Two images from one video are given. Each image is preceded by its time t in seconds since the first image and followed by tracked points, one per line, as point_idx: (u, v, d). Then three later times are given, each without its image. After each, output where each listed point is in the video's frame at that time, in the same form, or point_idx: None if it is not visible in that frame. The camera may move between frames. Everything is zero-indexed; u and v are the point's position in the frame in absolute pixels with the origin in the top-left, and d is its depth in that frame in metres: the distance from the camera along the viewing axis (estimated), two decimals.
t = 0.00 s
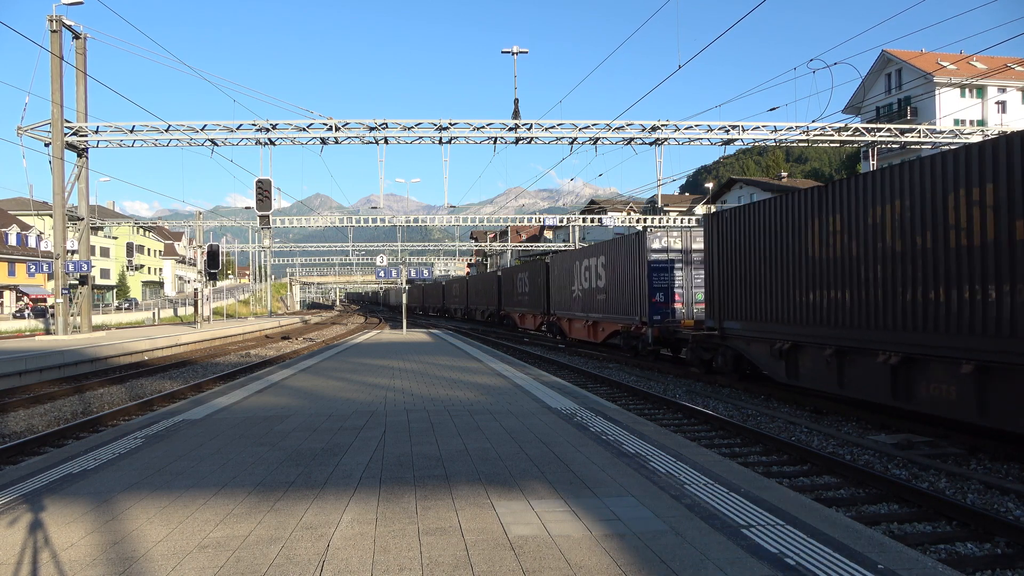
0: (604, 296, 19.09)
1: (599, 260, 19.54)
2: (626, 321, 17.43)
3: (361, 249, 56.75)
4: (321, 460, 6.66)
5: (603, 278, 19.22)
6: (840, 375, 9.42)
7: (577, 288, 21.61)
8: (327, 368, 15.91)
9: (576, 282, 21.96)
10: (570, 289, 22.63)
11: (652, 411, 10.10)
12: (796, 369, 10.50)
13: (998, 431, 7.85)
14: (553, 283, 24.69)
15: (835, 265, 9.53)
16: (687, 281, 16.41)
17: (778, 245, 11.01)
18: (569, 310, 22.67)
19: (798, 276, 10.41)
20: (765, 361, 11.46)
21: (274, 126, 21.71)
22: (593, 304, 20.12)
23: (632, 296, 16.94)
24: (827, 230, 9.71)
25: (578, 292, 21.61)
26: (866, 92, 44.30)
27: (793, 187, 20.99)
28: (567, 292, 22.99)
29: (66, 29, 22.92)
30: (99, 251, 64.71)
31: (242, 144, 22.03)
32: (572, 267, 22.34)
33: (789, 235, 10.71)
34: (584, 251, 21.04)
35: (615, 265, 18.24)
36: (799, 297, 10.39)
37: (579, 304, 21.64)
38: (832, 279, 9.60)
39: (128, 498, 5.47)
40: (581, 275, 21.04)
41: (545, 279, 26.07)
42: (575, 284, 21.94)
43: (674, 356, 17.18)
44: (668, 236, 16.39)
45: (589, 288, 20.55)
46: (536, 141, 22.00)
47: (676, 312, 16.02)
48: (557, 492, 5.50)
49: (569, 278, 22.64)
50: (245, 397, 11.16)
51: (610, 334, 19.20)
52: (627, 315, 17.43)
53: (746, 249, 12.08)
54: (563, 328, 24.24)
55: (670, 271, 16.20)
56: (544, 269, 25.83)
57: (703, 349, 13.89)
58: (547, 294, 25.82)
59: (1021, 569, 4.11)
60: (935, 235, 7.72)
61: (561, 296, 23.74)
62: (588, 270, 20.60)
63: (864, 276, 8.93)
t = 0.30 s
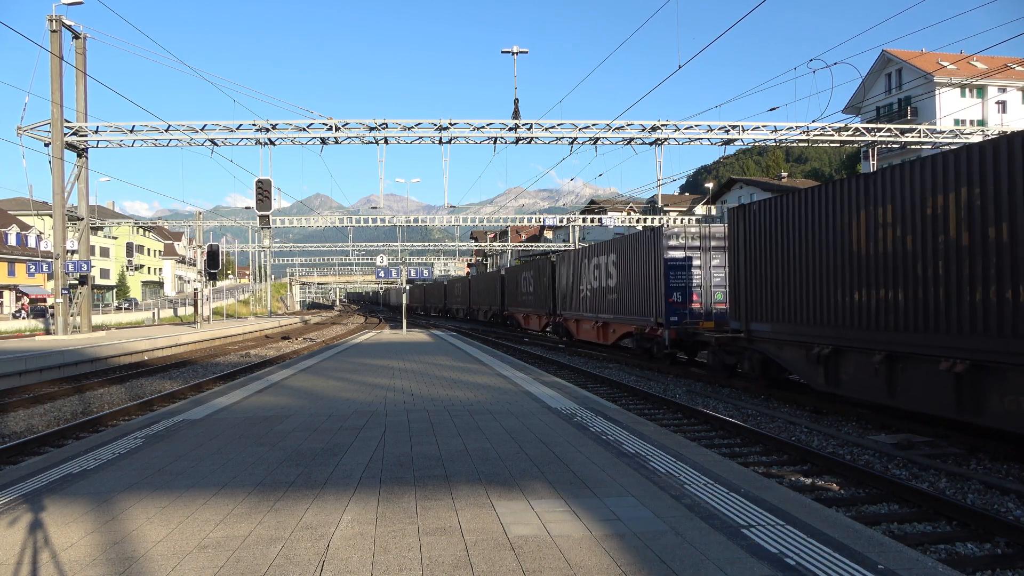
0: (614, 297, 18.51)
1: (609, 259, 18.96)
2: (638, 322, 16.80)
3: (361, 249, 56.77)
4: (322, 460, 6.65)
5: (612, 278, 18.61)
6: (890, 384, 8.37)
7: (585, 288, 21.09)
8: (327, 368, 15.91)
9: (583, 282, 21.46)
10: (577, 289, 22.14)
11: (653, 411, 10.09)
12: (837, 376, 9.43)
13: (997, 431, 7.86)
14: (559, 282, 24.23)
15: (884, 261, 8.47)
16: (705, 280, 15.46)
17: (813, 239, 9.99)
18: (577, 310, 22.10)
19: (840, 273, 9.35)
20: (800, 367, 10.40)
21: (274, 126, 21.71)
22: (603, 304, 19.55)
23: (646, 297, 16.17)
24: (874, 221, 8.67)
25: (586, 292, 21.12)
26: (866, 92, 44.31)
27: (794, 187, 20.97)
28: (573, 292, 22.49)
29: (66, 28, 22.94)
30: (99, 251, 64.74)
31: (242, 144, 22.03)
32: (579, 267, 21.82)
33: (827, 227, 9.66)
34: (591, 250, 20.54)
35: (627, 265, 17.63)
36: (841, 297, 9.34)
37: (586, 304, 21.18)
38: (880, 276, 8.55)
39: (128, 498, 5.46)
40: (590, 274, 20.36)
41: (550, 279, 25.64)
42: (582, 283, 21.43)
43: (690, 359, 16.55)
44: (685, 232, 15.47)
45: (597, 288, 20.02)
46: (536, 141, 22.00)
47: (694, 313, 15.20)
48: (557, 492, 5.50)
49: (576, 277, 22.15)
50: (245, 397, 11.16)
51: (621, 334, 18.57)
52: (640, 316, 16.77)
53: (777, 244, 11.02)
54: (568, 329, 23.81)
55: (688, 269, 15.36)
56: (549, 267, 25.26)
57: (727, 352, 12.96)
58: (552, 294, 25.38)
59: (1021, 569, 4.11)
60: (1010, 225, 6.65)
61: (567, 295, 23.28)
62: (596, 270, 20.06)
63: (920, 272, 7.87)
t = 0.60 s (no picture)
0: (626, 297, 17.86)
1: (620, 259, 18.32)
2: (652, 324, 16.13)
3: (361, 249, 56.75)
4: (322, 460, 6.65)
5: (624, 278, 17.96)
6: (945, 393, 7.47)
7: (594, 288, 20.49)
8: (326, 368, 15.91)
9: (591, 281, 20.86)
10: (585, 288, 21.57)
11: (653, 411, 10.10)
12: (881, 383, 8.48)
13: (997, 433, 7.87)
14: (565, 282, 23.69)
15: (938, 257, 7.55)
16: (723, 279, 15.08)
17: (852, 234, 9.11)
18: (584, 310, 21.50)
19: (885, 271, 8.44)
20: (837, 373, 9.45)
21: (274, 126, 21.71)
22: (613, 304, 18.93)
23: (661, 296, 15.52)
24: (926, 213, 7.76)
25: (594, 292, 20.53)
26: (866, 92, 44.31)
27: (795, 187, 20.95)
28: (581, 292, 21.90)
29: (66, 29, 22.93)
30: (99, 251, 64.74)
31: (241, 144, 22.02)
32: (587, 265, 21.20)
33: (869, 222, 8.76)
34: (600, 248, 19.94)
35: (639, 264, 17.01)
36: (885, 297, 8.42)
37: (594, 304, 20.61)
38: (934, 273, 7.64)
39: (128, 498, 5.46)
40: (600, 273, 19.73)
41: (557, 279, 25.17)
42: (590, 283, 20.84)
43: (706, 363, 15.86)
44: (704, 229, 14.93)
45: (607, 288, 19.44)
46: (536, 141, 22.00)
47: (711, 313, 14.81)
48: (557, 492, 5.50)
49: (584, 277, 21.57)
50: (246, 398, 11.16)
51: (633, 336, 17.93)
52: (655, 317, 16.09)
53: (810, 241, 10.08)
54: (575, 330, 23.31)
55: (706, 267, 14.93)
56: (555, 265, 24.73)
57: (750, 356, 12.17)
58: (559, 294, 24.88)
59: (1021, 569, 4.11)
60: None
61: (573, 295, 22.73)
62: (605, 269, 19.45)
63: (984, 268, 6.96)
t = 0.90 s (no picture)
0: (639, 298, 17.18)
1: (632, 257, 17.63)
2: (669, 325, 15.42)
3: (361, 249, 56.77)
4: (322, 460, 6.65)
5: (637, 277, 17.27)
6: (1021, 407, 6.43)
7: (603, 288, 19.85)
8: (327, 368, 15.91)
9: (601, 281, 20.22)
10: (593, 288, 20.94)
11: (653, 411, 10.10)
12: (940, 395, 7.47)
13: (997, 432, 7.87)
14: (573, 282, 23.11)
15: (1011, 253, 6.49)
16: (746, 278, 14.25)
17: (900, 226, 8.09)
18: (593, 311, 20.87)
19: (943, 267, 7.39)
20: (883, 380, 8.48)
21: (274, 126, 21.71)
22: (624, 305, 18.28)
23: (679, 295, 14.79)
24: (997, 201, 6.70)
25: (603, 292, 19.89)
26: (866, 92, 44.31)
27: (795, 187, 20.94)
28: (589, 292, 21.29)
29: (66, 29, 22.93)
30: (99, 251, 64.77)
31: (242, 144, 22.02)
32: (596, 264, 20.57)
33: (923, 210, 7.69)
34: (610, 246, 19.29)
35: (654, 262, 16.30)
36: (944, 297, 7.38)
37: (603, 305, 20.00)
38: (1005, 271, 6.59)
39: (128, 498, 5.46)
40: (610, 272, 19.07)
41: (564, 279, 24.66)
42: (600, 283, 20.18)
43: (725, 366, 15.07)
44: (727, 224, 14.04)
45: (617, 287, 18.79)
46: (535, 141, 21.99)
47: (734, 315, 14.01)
48: (557, 492, 5.50)
49: (592, 276, 20.96)
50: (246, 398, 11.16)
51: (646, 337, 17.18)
52: (671, 318, 15.40)
53: (852, 234, 8.98)
54: (582, 331, 22.76)
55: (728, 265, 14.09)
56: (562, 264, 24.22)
57: (782, 362, 11.23)
58: (565, 294, 24.35)
59: (1021, 569, 4.11)
60: None
61: (581, 295, 22.13)
62: (616, 268, 18.80)
63: None
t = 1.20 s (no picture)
0: (653, 298, 16.44)
1: (646, 255, 16.89)
2: (688, 326, 14.63)
3: (361, 249, 56.75)
4: (322, 460, 6.65)
5: (651, 276, 16.53)
6: None
7: (614, 287, 19.10)
8: (327, 368, 15.92)
9: (611, 281, 19.46)
10: (603, 288, 20.20)
11: (653, 411, 10.09)
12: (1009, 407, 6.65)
13: (997, 432, 7.87)
14: (581, 281, 22.35)
15: None
16: (770, 276, 13.60)
17: (962, 217, 7.19)
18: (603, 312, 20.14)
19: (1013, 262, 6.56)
20: (937, 390, 7.57)
21: (274, 126, 21.71)
22: (636, 305, 17.54)
23: (699, 294, 14.07)
24: None
25: (614, 292, 19.14)
26: (866, 92, 44.34)
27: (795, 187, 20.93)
28: (599, 292, 20.53)
29: (66, 29, 22.94)
30: (99, 251, 64.77)
31: (242, 144, 22.02)
32: (605, 263, 19.83)
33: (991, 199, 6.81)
34: (621, 244, 18.54)
35: (670, 260, 15.57)
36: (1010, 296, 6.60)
37: (613, 306, 19.26)
38: None
39: (128, 498, 5.46)
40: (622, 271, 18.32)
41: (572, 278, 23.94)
42: (610, 282, 19.42)
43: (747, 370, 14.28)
44: (750, 220, 13.41)
45: (629, 287, 18.04)
46: (536, 141, 21.99)
47: (756, 316, 13.37)
48: (557, 492, 5.50)
49: (602, 275, 20.21)
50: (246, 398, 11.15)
51: (661, 339, 16.37)
52: (689, 319, 14.66)
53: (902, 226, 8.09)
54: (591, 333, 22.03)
55: (750, 263, 13.49)
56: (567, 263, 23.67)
57: (816, 368, 10.18)
58: (573, 294, 23.62)
59: (1021, 569, 4.11)
60: None
61: (590, 295, 21.38)
62: (627, 267, 18.05)
63: None
